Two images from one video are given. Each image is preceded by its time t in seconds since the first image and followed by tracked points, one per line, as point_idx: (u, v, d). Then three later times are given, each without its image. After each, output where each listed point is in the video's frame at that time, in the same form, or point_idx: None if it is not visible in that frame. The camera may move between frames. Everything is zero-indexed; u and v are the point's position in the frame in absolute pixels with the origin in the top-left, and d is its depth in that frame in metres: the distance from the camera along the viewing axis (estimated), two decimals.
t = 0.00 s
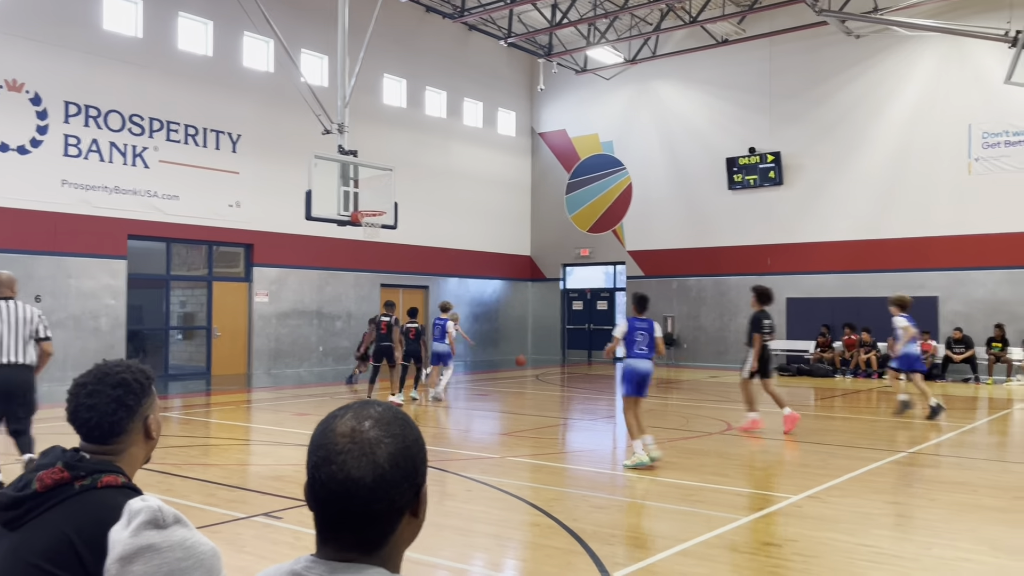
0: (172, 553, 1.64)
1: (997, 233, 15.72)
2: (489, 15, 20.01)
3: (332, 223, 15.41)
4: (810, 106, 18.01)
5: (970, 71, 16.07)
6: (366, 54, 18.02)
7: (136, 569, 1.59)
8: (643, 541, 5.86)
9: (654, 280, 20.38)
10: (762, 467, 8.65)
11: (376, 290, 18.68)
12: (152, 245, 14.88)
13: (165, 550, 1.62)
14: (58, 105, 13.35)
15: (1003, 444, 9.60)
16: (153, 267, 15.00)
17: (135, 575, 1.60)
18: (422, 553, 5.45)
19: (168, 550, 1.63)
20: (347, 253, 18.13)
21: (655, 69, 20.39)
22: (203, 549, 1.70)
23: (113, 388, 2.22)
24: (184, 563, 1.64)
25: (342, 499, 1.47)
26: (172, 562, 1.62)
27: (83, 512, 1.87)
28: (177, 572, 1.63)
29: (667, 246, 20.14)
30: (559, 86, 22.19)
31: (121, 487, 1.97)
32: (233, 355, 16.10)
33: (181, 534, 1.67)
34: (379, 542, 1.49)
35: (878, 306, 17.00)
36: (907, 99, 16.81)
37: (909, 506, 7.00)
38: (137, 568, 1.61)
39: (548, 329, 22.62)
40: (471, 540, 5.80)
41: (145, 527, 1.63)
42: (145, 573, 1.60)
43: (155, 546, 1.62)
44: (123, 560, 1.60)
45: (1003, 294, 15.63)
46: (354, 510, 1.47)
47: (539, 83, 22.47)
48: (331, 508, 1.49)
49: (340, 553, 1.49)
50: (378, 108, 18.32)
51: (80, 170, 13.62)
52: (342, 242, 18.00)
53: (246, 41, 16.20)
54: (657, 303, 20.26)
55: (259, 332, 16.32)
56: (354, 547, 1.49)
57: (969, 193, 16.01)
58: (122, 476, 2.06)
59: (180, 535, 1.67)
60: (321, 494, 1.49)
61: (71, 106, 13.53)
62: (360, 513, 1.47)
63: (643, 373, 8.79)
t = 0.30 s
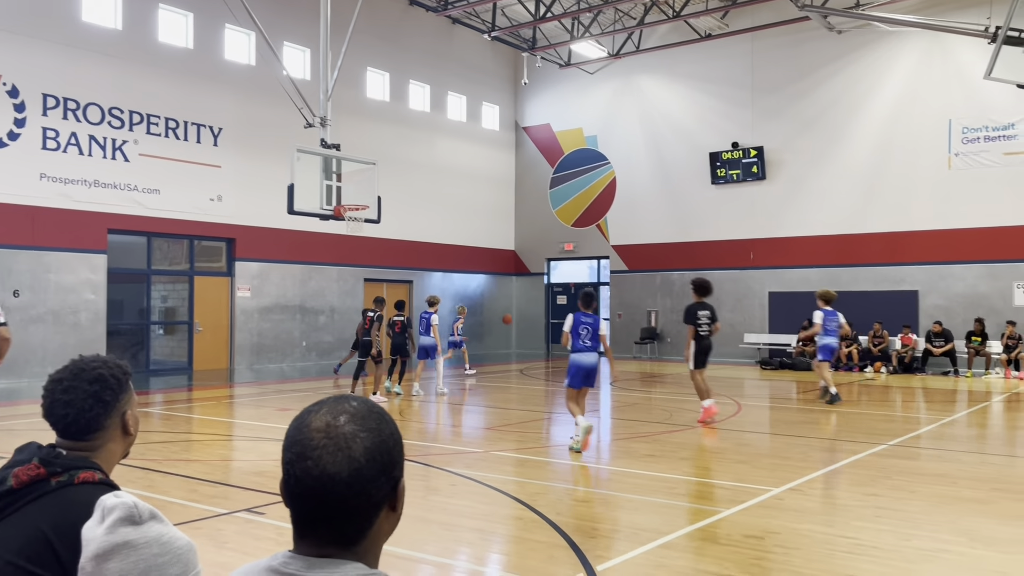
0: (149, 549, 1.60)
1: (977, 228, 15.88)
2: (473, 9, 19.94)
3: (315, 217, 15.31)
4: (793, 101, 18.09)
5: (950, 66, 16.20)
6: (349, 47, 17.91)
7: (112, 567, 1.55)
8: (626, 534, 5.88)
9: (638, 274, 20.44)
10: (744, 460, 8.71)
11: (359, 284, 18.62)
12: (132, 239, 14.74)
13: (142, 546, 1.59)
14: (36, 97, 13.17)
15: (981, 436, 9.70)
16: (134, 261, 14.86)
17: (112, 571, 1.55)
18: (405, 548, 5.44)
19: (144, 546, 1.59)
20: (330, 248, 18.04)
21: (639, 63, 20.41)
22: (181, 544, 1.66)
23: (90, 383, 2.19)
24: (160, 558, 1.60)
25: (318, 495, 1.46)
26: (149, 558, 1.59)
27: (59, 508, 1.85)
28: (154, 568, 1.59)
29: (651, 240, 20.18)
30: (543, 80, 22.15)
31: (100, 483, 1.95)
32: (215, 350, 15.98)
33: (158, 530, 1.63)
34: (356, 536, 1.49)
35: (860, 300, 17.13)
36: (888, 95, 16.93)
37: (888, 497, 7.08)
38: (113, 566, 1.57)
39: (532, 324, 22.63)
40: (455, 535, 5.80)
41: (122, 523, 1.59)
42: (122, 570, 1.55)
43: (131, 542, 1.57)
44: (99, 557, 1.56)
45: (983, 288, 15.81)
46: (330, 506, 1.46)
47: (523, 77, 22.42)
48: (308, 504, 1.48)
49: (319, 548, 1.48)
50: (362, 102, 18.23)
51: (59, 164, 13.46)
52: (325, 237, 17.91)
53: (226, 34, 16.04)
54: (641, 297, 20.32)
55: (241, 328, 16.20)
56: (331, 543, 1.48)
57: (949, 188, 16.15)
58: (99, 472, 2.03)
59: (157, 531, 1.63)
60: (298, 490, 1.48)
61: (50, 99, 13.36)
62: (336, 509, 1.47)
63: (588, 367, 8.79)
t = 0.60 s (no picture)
0: (128, 545, 1.57)
1: (963, 222, 16.00)
2: (461, 2, 19.86)
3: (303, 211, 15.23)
4: (781, 95, 18.15)
5: (936, 61, 16.30)
6: (336, 40, 17.80)
7: (91, 564, 1.53)
8: (615, 528, 5.89)
9: (626, 268, 20.46)
10: (732, 453, 8.74)
11: (347, 279, 18.56)
12: (118, 233, 14.61)
13: (120, 542, 1.56)
14: (20, 89, 13.02)
15: (967, 429, 9.78)
16: (120, 255, 14.74)
17: (90, 569, 1.54)
18: (395, 543, 5.43)
19: (123, 543, 1.56)
20: (318, 242, 17.95)
21: (627, 57, 20.40)
22: (160, 539, 1.64)
23: (74, 378, 2.17)
24: (141, 555, 1.58)
25: (304, 489, 1.44)
26: (128, 555, 1.56)
27: (42, 504, 1.83)
28: (133, 565, 1.57)
29: (639, 234, 20.21)
30: (531, 74, 22.11)
31: (84, 478, 1.92)
32: (202, 344, 15.88)
33: (136, 525, 1.61)
34: (342, 530, 1.47)
35: (846, 294, 17.23)
36: (875, 90, 17.01)
37: (874, 490, 7.13)
38: (91, 564, 1.55)
39: (520, 318, 22.63)
40: (444, 529, 5.79)
41: (99, 520, 1.57)
42: (101, 568, 1.54)
43: (109, 539, 1.55)
44: (78, 554, 1.54)
45: (968, 282, 15.94)
46: (316, 502, 1.45)
47: (512, 70, 22.37)
48: (295, 499, 1.46)
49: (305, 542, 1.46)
50: (349, 95, 18.14)
51: (43, 156, 13.31)
52: (313, 230, 17.82)
53: (213, 26, 15.91)
54: (629, 292, 20.35)
55: (228, 322, 16.10)
56: (317, 537, 1.47)
57: (935, 182, 16.26)
58: (85, 468, 2.00)
59: (135, 527, 1.60)
60: (282, 485, 1.46)
61: (34, 91, 13.21)
62: (321, 505, 1.45)
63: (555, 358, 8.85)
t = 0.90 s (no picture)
0: (111, 540, 1.54)
1: (949, 216, 16.11)
2: None
3: (293, 205, 15.17)
4: (770, 89, 18.20)
5: (924, 56, 16.40)
6: (325, 32, 17.72)
7: (72, 559, 1.50)
8: (605, 520, 5.91)
9: (615, 262, 20.49)
10: (720, 446, 8.79)
11: (336, 272, 18.51)
12: (105, 226, 14.51)
13: (102, 538, 1.53)
14: (5, 81, 12.89)
15: (953, 421, 9.87)
16: (107, 248, 14.64)
17: (71, 565, 1.50)
18: (385, 536, 5.43)
19: (105, 538, 1.53)
20: (307, 236, 17.89)
21: (617, 51, 20.40)
22: (145, 535, 1.61)
23: (60, 370, 2.16)
24: (123, 550, 1.54)
25: (293, 480, 1.45)
26: (110, 551, 1.53)
27: (30, 497, 1.82)
28: (116, 561, 1.53)
29: (629, 228, 20.24)
30: (521, 67, 22.08)
31: (72, 471, 1.92)
32: (190, 338, 15.82)
33: (119, 520, 1.57)
34: (331, 522, 1.47)
35: (834, 287, 17.32)
36: (863, 84, 17.10)
37: (860, 481, 7.19)
38: (73, 559, 1.52)
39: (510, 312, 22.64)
40: (435, 522, 5.80)
41: (82, 514, 1.52)
42: (83, 564, 1.50)
43: (91, 534, 1.52)
44: (59, 549, 1.51)
45: (955, 275, 16.06)
46: (305, 494, 1.45)
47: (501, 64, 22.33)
48: (284, 490, 1.46)
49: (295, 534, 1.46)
50: (338, 88, 18.07)
51: (29, 149, 13.19)
52: (302, 224, 17.76)
53: (200, 17, 15.80)
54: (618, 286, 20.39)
55: (217, 315, 16.05)
56: (307, 528, 1.47)
57: (922, 176, 16.36)
58: (72, 461, 1.99)
59: (120, 522, 1.57)
60: (272, 477, 1.46)
61: (19, 83, 13.08)
62: (311, 497, 1.45)
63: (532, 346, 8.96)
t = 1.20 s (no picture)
0: (96, 535, 1.54)
1: (939, 210, 16.19)
2: None
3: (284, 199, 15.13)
4: (762, 84, 18.23)
5: (915, 51, 16.46)
6: (316, 25, 17.66)
7: (58, 553, 1.50)
8: (596, 514, 5.94)
9: (607, 257, 20.52)
10: (710, 439, 8.84)
11: (328, 267, 18.48)
12: (95, 220, 14.44)
13: (89, 532, 1.53)
14: None
15: (942, 415, 9.95)
16: (97, 243, 14.57)
17: (57, 558, 1.50)
18: (378, 530, 5.44)
19: (92, 532, 1.53)
20: (299, 230, 17.86)
21: (610, 46, 20.39)
22: (131, 529, 1.61)
23: (49, 364, 2.16)
24: (109, 544, 1.55)
25: (285, 473, 1.45)
26: (96, 544, 1.53)
27: (19, 490, 1.83)
28: (101, 555, 1.54)
29: (621, 223, 20.27)
30: (513, 62, 22.06)
31: (61, 465, 1.93)
32: (181, 332, 15.77)
33: (105, 514, 1.57)
34: (322, 516, 1.48)
35: (825, 282, 17.39)
36: (854, 79, 17.16)
37: (849, 474, 7.24)
38: (59, 552, 1.51)
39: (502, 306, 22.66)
40: (427, 516, 5.82)
41: (68, 508, 1.52)
42: (68, 558, 1.50)
43: (78, 528, 1.52)
44: (45, 542, 1.51)
45: (945, 270, 16.15)
46: (297, 488, 1.46)
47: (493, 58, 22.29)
48: (277, 482, 1.46)
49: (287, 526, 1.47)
50: (329, 82, 18.02)
51: (18, 142, 13.12)
52: (294, 218, 17.73)
53: (191, 11, 15.73)
54: (610, 280, 20.42)
55: (208, 310, 16.00)
56: (298, 520, 1.48)
57: (912, 171, 16.44)
58: (62, 455, 2.00)
59: (106, 516, 1.57)
60: (263, 468, 1.47)
61: (8, 76, 12.99)
62: (303, 491, 1.46)
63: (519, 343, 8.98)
